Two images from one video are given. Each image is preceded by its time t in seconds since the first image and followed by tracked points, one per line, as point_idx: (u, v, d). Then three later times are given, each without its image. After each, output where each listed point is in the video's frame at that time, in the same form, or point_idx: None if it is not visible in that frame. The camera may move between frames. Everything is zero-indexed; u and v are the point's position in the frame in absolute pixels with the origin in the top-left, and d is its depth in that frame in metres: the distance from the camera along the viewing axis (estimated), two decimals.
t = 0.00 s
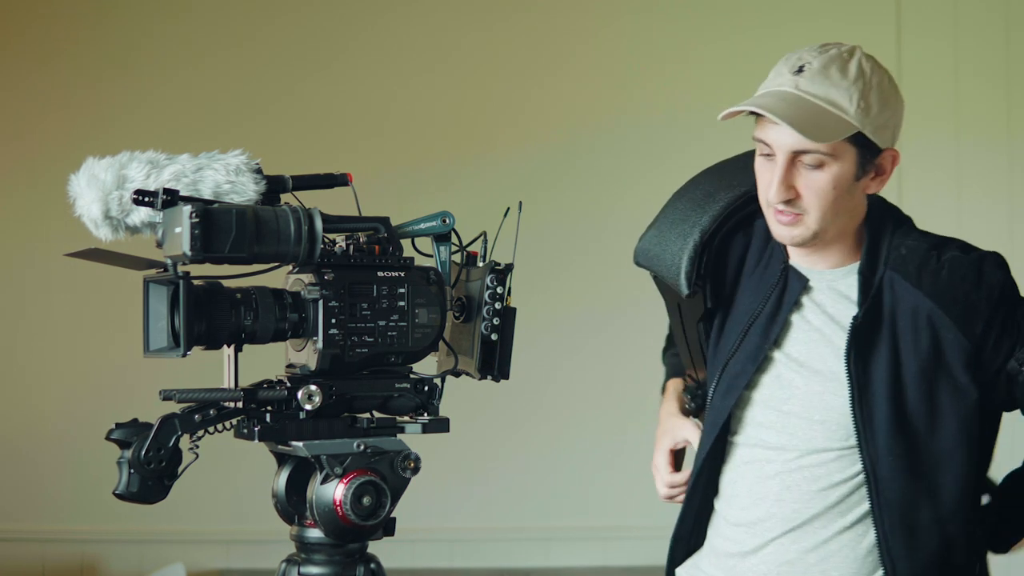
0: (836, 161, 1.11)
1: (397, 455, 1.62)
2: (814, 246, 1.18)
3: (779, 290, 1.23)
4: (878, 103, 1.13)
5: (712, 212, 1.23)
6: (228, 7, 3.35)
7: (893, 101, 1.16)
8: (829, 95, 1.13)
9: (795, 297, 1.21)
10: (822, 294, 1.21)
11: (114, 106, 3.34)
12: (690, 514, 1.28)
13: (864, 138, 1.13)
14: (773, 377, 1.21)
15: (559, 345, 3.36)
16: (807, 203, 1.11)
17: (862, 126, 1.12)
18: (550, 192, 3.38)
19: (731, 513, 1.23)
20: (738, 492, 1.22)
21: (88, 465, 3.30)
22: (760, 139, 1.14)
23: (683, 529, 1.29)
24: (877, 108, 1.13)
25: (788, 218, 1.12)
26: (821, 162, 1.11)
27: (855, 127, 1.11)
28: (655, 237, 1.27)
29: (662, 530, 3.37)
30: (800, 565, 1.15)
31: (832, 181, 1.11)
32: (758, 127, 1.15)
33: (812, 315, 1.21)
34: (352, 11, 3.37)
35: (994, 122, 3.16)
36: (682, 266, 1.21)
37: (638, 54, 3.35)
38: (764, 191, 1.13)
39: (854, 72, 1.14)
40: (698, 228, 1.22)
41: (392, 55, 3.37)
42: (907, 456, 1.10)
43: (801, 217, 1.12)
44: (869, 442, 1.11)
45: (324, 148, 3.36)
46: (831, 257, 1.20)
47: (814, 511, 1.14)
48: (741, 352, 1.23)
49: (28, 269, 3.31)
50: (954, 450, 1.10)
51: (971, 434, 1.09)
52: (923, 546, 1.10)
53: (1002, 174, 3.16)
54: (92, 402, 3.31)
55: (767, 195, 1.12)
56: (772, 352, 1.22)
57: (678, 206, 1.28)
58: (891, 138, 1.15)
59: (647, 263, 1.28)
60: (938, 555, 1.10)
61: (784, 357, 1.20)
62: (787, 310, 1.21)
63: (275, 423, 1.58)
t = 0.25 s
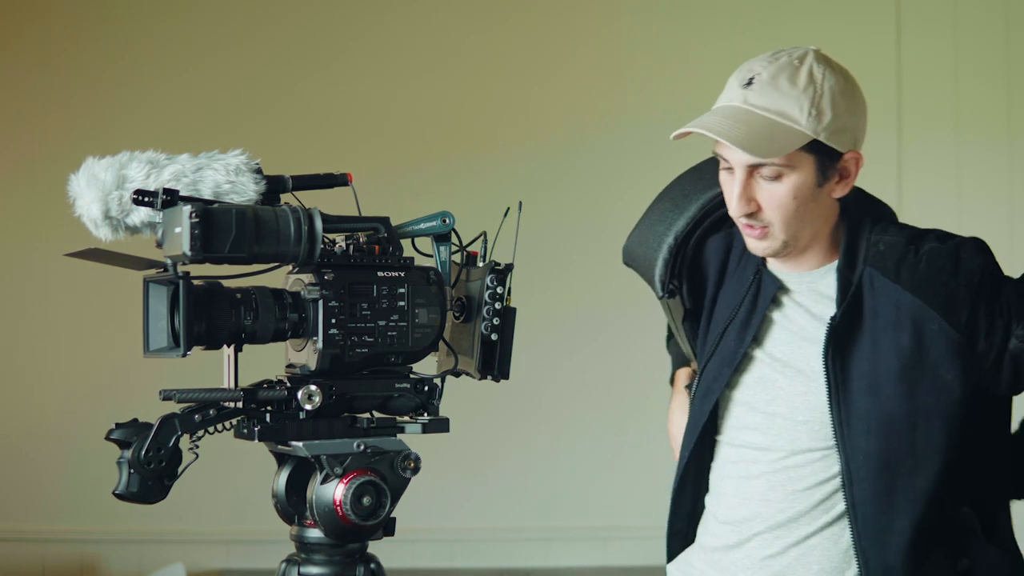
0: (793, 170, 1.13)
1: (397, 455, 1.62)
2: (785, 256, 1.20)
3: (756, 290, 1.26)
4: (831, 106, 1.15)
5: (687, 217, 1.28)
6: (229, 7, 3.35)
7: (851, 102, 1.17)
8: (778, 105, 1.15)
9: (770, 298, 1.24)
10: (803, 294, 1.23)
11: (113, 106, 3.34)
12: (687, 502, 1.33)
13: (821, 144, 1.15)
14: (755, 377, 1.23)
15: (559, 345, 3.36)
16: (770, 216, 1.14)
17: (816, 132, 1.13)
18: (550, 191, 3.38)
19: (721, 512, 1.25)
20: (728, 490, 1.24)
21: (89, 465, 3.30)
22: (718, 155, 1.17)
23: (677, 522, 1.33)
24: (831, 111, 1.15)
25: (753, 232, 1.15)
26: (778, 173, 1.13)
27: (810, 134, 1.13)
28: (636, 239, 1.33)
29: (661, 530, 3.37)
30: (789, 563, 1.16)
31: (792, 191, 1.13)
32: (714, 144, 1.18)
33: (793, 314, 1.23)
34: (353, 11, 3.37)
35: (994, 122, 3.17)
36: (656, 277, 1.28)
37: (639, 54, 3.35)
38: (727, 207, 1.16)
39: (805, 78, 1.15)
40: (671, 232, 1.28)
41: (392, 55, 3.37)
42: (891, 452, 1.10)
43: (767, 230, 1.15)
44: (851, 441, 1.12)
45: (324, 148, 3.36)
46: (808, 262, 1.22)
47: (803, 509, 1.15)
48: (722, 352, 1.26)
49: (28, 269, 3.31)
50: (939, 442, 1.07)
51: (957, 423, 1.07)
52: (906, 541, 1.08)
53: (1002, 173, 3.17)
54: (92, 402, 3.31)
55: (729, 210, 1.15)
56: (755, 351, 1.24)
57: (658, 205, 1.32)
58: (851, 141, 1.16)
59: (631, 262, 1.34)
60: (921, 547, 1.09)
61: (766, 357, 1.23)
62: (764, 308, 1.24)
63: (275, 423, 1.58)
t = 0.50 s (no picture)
0: (755, 161, 1.20)
1: (397, 455, 1.62)
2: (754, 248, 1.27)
3: (724, 287, 1.34)
4: (785, 93, 1.22)
5: (666, 230, 1.38)
6: (229, 7, 3.35)
7: (805, 94, 1.25)
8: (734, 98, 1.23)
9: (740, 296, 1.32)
10: (768, 296, 1.30)
11: (113, 106, 3.34)
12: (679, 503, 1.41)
13: (780, 132, 1.22)
14: (730, 380, 1.31)
15: (559, 345, 3.36)
16: (734, 208, 1.21)
17: (774, 121, 1.20)
18: (550, 191, 3.38)
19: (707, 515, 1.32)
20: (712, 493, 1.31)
21: (89, 465, 3.30)
22: (682, 152, 1.24)
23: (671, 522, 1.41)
24: (787, 101, 1.22)
25: (720, 225, 1.22)
26: (740, 165, 1.20)
27: (768, 123, 1.20)
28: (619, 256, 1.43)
29: (661, 529, 3.37)
30: (768, 561, 1.22)
31: (755, 182, 1.20)
32: (677, 141, 1.25)
33: (763, 316, 1.30)
34: (353, 11, 3.37)
35: (995, 123, 3.16)
36: (639, 290, 1.39)
37: (639, 54, 3.35)
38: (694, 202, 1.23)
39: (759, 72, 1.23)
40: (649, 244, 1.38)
41: (392, 55, 3.37)
42: (844, 452, 1.14)
43: (733, 223, 1.22)
44: (808, 439, 1.17)
45: (324, 148, 3.36)
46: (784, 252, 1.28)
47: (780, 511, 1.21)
48: (699, 357, 1.35)
49: (29, 269, 3.31)
50: (889, 444, 1.12)
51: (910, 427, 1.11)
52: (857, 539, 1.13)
53: (1002, 173, 3.16)
54: (92, 402, 3.31)
55: (696, 205, 1.22)
56: (728, 354, 1.33)
57: (638, 220, 1.42)
58: (808, 130, 1.24)
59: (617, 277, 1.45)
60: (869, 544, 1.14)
61: (738, 360, 1.31)
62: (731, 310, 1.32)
63: (275, 423, 1.58)
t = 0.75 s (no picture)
0: (743, 136, 1.23)
1: (397, 455, 1.63)
2: (736, 234, 1.28)
3: (695, 294, 1.35)
4: (766, 75, 1.26)
5: (640, 239, 1.44)
6: (229, 7, 3.35)
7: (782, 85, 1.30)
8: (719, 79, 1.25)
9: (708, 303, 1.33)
10: (738, 297, 1.31)
11: (113, 106, 3.34)
12: (668, 502, 1.42)
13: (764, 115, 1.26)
14: (707, 381, 1.32)
15: (559, 345, 3.36)
16: (724, 183, 1.23)
17: (762, 99, 1.24)
18: (550, 191, 3.38)
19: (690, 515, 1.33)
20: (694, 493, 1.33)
21: (89, 465, 3.30)
22: (669, 132, 1.26)
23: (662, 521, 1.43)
24: (770, 84, 1.26)
25: (708, 203, 1.24)
26: (728, 140, 1.23)
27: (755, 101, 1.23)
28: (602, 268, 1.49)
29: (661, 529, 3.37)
30: (746, 561, 1.24)
31: (742, 160, 1.23)
32: (663, 122, 1.28)
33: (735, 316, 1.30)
34: (353, 11, 3.37)
35: (995, 123, 3.16)
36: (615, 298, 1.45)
37: (639, 54, 3.35)
38: (682, 179, 1.24)
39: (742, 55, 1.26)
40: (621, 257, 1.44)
41: (392, 55, 3.37)
42: (810, 448, 1.16)
43: (721, 200, 1.23)
44: (775, 436, 1.18)
45: (324, 148, 3.36)
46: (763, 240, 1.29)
47: (756, 512, 1.22)
48: (675, 359, 1.36)
49: (29, 269, 3.31)
50: (854, 441, 1.13)
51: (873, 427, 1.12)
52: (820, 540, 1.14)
53: (1001, 172, 3.16)
54: (92, 402, 3.31)
55: (685, 182, 1.23)
56: (704, 356, 1.33)
57: (617, 232, 1.48)
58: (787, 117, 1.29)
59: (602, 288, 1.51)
60: (836, 541, 1.15)
61: (713, 362, 1.32)
62: (703, 311, 1.33)
63: (275, 423, 1.58)
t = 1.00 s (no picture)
0: (724, 134, 1.26)
1: (397, 455, 1.62)
2: (715, 232, 1.30)
3: (670, 295, 1.37)
4: (745, 75, 1.29)
5: (615, 248, 1.46)
6: (229, 8, 3.35)
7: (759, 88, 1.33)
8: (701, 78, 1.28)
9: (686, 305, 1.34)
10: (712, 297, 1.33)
11: (113, 106, 3.34)
12: (644, 506, 1.45)
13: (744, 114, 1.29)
14: (685, 379, 1.34)
15: (560, 345, 3.36)
16: (705, 180, 1.26)
17: (742, 97, 1.27)
18: (550, 191, 3.38)
19: (673, 514, 1.35)
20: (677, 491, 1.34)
21: (89, 465, 3.30)
22: (652, 129, 1.29)
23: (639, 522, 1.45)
24: (750, 84, 1.30)
25: (689, 199, 1.26)
26: (710, 137, 1.26)
27: (736, 99, 1.27)
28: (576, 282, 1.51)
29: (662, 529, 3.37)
30: (728, 560, 1.25)
31: (724, 158, 1.26)
32: (645, 120, 1.31)
33: (712, 314, 1.33)
34: (353, 11, 3.37)
35: (994, 122, 3.19)
36: (596, 308, 1.46)
37: (639, 54, 3.35)
38: (664, 176, 1.27)
39: (723, 54, 1.29)
40: (597, 266, 1.46)
41: (392, 55, 3.37)
42: (802, 430, 1.18)
43: (701, 197, 1.26)
44: (766, 421, 1.20)
45: (324, 148, 3.36)
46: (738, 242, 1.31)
47: (741, 509, 1.24)
48: (652, 360, 1.38)
49: (28, 269, 3.31)
50: (846, 418, 1.15)
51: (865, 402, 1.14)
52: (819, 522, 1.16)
53: (1001, 172, 3.19)
54: (92, 402, 3.31)
55: (667, 178, 1.26)
56: (680, 355, 1.36)
57: (589, 243, 1.49)
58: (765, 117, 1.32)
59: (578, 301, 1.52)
60: (835, 521, 1.17)
61: (690, 360, 1.34)
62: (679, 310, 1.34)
63: (275, 423, 1.58)
